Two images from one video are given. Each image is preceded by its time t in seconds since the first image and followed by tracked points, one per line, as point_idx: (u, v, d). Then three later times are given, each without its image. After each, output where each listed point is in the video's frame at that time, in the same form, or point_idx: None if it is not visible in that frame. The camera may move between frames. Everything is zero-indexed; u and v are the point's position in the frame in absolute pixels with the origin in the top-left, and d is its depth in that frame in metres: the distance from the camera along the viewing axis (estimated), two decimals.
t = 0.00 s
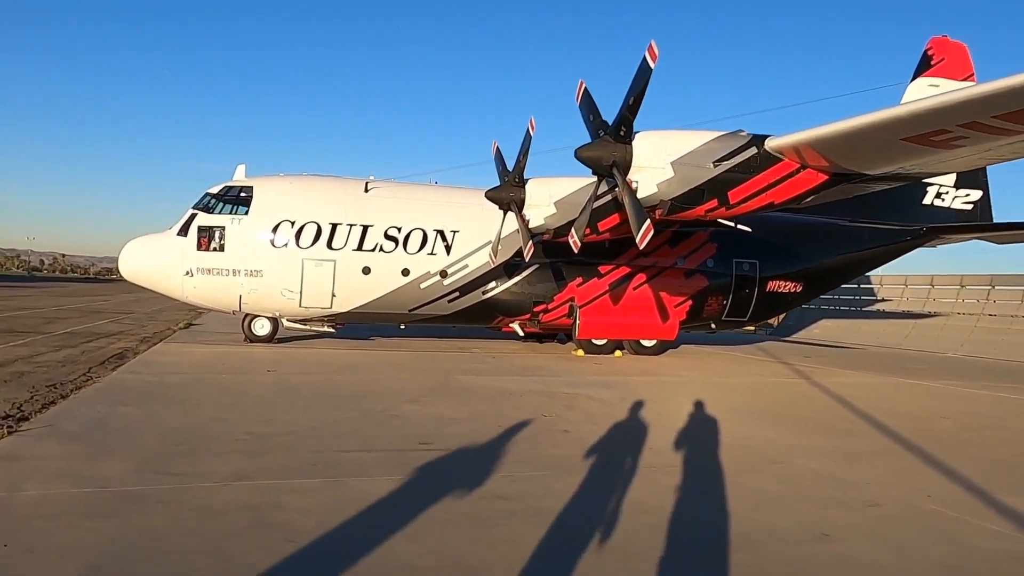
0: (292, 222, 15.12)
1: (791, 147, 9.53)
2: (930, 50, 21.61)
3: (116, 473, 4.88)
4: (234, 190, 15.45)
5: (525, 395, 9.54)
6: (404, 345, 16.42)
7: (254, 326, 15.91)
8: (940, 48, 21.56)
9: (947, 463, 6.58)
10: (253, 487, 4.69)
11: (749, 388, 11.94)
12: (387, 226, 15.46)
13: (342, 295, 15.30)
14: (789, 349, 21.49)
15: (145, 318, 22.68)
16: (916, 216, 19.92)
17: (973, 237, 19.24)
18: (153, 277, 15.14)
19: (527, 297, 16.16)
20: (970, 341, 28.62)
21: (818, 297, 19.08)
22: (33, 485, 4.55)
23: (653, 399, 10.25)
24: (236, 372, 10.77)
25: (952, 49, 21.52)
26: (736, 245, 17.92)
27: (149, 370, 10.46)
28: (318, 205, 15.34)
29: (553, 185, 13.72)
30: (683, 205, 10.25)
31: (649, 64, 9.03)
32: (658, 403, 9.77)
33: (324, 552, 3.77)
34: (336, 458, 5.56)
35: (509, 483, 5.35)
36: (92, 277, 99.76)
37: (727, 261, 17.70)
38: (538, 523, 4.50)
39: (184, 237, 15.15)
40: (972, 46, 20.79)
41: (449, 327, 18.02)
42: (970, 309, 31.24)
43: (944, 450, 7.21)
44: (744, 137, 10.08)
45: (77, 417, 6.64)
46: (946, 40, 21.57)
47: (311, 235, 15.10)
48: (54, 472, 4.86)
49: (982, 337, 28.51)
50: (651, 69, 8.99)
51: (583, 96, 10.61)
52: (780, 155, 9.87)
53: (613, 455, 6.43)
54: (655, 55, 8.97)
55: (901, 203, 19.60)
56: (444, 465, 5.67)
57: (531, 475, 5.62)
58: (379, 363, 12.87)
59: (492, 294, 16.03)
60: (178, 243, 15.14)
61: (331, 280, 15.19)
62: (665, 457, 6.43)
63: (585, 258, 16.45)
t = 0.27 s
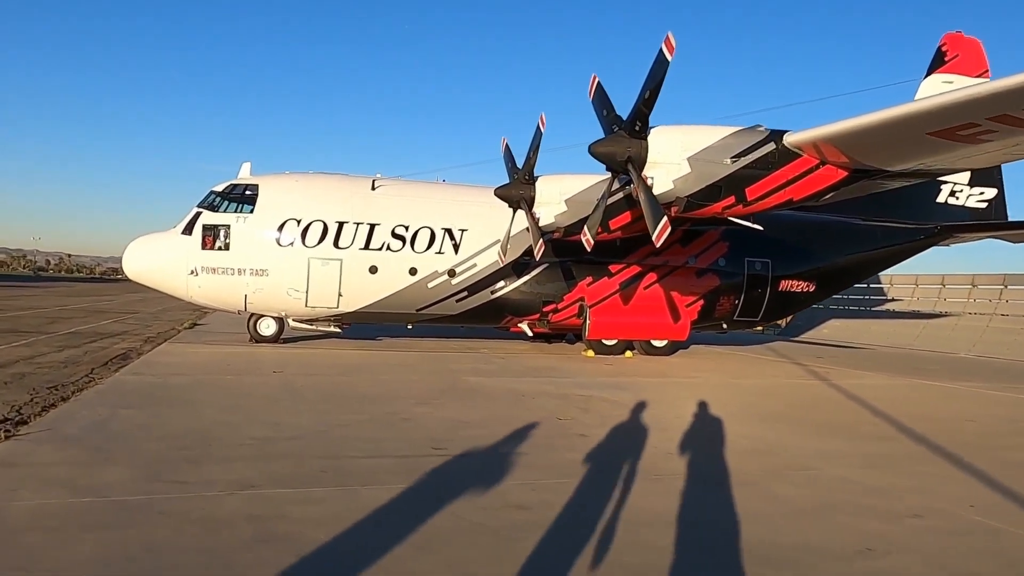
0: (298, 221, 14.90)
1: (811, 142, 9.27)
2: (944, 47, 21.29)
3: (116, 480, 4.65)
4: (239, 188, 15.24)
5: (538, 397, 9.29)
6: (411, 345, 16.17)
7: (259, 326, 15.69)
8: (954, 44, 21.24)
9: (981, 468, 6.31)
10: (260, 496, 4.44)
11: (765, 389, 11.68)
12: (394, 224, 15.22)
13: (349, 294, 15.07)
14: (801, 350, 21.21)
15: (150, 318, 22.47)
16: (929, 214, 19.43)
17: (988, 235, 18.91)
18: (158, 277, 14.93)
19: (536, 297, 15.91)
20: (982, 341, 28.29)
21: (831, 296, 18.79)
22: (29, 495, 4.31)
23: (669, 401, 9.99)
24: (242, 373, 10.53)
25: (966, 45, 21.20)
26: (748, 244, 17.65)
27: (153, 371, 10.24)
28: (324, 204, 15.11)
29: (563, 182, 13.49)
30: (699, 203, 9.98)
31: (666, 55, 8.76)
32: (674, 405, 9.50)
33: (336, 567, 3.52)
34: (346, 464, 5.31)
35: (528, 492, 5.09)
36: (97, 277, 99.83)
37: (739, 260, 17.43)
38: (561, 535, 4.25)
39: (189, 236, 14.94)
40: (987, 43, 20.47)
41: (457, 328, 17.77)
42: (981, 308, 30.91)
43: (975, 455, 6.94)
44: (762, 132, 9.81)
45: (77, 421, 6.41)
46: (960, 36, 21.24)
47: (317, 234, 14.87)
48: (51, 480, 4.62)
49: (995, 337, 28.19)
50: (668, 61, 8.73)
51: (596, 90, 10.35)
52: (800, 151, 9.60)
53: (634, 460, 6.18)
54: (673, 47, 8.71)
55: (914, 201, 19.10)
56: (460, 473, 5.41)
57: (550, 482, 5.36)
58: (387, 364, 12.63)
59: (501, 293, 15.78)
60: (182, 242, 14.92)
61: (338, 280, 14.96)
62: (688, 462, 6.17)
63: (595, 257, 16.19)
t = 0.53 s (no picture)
0: (307, 221, 14.67)
1: (836, 139, 8.99)
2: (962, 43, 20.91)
3: (120, 494, 4.40)
4: (248, 188, 15.03)
5: (555, 401, 9.02)
6: (422, 347, 15.93)
7: (269, 328, 15.47)
8: (972, 40, 20.85)
9: None
10: (272, 511, 4.19)
11: (786, 392, 11.38)
12: (405, 224, 14.99)
13: (359, 295, 14.84)
14: (817, 351, 20.87)
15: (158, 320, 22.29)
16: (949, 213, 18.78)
17: (1007, 234, 18.54)
18: (166, 278, 14.72)
19: (549, 298, 15.64)
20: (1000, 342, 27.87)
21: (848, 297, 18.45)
22: (28, 510, 4.07)
23: (690, 405, 9.71)
24: (251, 376, 10.29)
25: (984, 41, 20.81)
26: (764, 243, 17.35)
27: (160, 374, 10.01)
28: (334, 204, 14.89)
29: (577, 181, 13.23)
30: (720, 201, 9.67)
31: (688, 48, 8.48)
32: (696, 409, 9.21)
33: None
34: (362, 475, 5.06)
35: (554, 504, 4.83)
36: (106, 278, 100.09)
37: (755, 260, 17.14)
38: (593, 552, 3.99)
39: (197, 236, 14.73)
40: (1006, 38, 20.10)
41: (468, 329, 17.53)
42: (999, 309, 30.49)
43: (1015, 463, 6.65)
44: (785, 128, 9.53)
45: (82, 428, 6.17)
46: (978, 32, 20.86)
47: (327, 235, 14.65)
48: (52, 493, 4.38)
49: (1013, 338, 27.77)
50: (690, 54, 8.46)
51: (613, 85, 10.07)
52: (823, 148, 9.32)
53: (662, 469, 5.90)
54: (695, 40, 8.44)
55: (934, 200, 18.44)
56: (482, 484, 5.15)
57: (577, 494, 5.09)
58: (398, 367, 12.39)
59: (513, 294, 15.52)
60: (191, 243, 14.71)
61: (348, 281, 14.73)
62: (719, 471, 5.89)
63: (609, 257, 15.92)
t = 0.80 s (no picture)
0: (315, 219, 14.44)
1: (861, 134, 8.70)
2: (979, 38, 20.51)
3: (120, 506, 4.15)
4: (255, 186, 14.82)
5: (571, 404, 8.76)
6: (431, 347, 15.69)
7: (275, 328, 15.24)
8: (989, 36, 20.46)
9: None
10: (281, 526, 3.94)
11: (806, 395, 11.10)
12: (414, 223, 14.74)
13: (367, 295, 14.61)
14: (831, 352, 20.56)
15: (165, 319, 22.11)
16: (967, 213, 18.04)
17: None
18: (171, 277, 14.51)
19: (560, 297, 15.38)
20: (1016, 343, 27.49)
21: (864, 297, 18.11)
22: (22, 524, 3.82)
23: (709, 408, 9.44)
24: (258, 377, 10.06)
25: (1001, 36, 20.38)
26: (779, 243, 17.05)
27: (165, 376, 9.78)
28: (342, 201, 14.65)
29: (590, 179, 12.95)
30: (740, 199, 9.37)
31: (709, 40, 8.22)
32: (716, 413, 8.92)
33: None
34: (374, 485, 4.80)
35: (579, 517, 4.55)
36: (112, 277, 100.20)
37: (770, 259, 16.84)
38: (621, 570, 3.72)
39: (204, 235, 14.52)
40: None
41: (478, 329, 17.28)
42: (1013, 309, 30.10)
43: None
44: (808, 124, 9.24)
45: (83, 433, 5.94)
46: (994, 28, 20.47)
47: (335, 233, 14.41)
48: (48, 505, 4.13)
49: None
50: (712, 47, 8.19)
51: (630, 80, 9.81)
52: (846, 143, 9.04)
53: (690, 477, 5.61)
54: (717, 32, 8.18)
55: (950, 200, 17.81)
56: (501, 495, 4.88)
57: (602, 506, 4.81)
58: (408, 368, 12.14)
59: (524, 294, 15.27)
60: (197, 241, 14.50)
61: (356, 280, 14.50)
62: (749, 480, 5.60)
63: (621, 256, 15.64)
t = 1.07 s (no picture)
0: (324, 221, 14.20)
1: (890, 131, 8.39)
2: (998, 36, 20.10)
3: (123, 525, 3.88)
4: (264, 187, 14.59)
5: (591, 410, 8.46)
6: (443, 351, 15.41)
7: (285, 331, 15.00)
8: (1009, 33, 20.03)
9: None
10: (296, 548, 3.66)
11: (830, 400, 10.77)
12: (425, 224, 14.49)
13: (378, 298, 14.35)
14: (849, 355, 20.18)
15: (173, 322, 21.88)
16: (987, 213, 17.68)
17: None
18: (179, 280, 14.28)
19: (574, 300, 15.09)
20: None
21: (882, 300, 17.72)
22: (18, 546, 3.55)
23: (732, 414, 9.13)
24: (268, 382, 9.79)
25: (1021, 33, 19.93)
26: (796, 244, 16.71)
27: (173, 380, 9.53)
28: (352, 203, 14.41)
29: (605, 179, 12.67)
30: (765, 199, 9.06)
31: (734, 33, 7.97)
32: (742, 417, 8.61)
33: None
34: (394, 501, 4.53)
35: (612, 535, 4.25)
36: (121, 280, 100.36)
37: (787, 261, 16.50)
38: None
39: (212, 237, 14.29)
40: None
41: (489, 332, 17.00)
42: None
43: None
44: (834, 122, 8.97)
45: (87, 443, 5.67)
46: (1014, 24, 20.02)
47: (345, 235, 14.16)
48: (47, 524, 3.87)
49: None
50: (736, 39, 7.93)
51: (649, 75, 9.53)
52: (874, 140, 8.72)
53: (725, 489, 5.31)
54: (742, 25, 7.93)
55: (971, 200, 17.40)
56: (528, 510, 4.59)
57: (635, 523, 4.51)
58: (420, 372, 11.86)
59: (537, 297, 14.98)
60: (205, 244, 14.27)
61: (367, 282, 14.24)
62: (787, 496, 5.29)
63: (636, 258, 15.34)
